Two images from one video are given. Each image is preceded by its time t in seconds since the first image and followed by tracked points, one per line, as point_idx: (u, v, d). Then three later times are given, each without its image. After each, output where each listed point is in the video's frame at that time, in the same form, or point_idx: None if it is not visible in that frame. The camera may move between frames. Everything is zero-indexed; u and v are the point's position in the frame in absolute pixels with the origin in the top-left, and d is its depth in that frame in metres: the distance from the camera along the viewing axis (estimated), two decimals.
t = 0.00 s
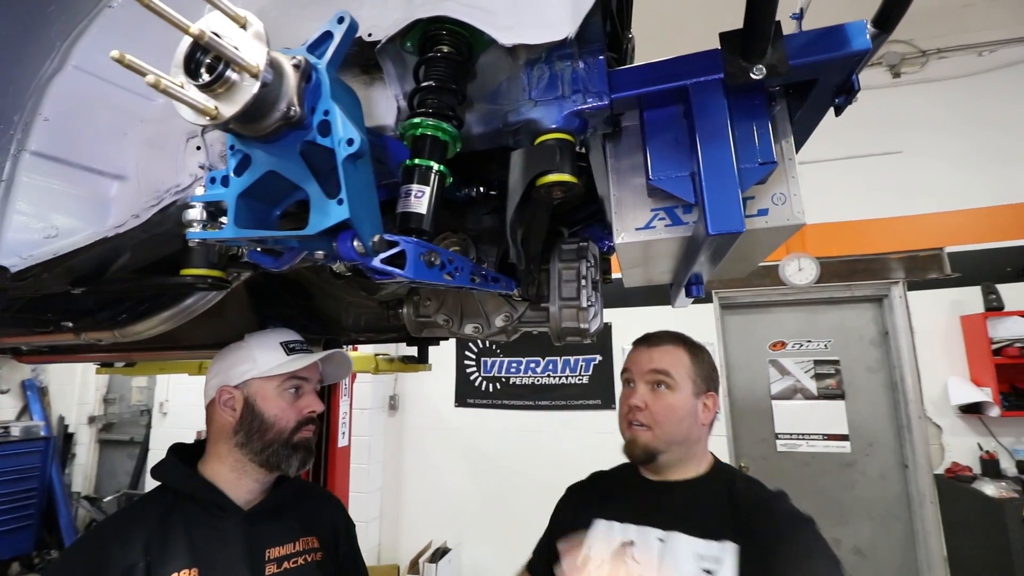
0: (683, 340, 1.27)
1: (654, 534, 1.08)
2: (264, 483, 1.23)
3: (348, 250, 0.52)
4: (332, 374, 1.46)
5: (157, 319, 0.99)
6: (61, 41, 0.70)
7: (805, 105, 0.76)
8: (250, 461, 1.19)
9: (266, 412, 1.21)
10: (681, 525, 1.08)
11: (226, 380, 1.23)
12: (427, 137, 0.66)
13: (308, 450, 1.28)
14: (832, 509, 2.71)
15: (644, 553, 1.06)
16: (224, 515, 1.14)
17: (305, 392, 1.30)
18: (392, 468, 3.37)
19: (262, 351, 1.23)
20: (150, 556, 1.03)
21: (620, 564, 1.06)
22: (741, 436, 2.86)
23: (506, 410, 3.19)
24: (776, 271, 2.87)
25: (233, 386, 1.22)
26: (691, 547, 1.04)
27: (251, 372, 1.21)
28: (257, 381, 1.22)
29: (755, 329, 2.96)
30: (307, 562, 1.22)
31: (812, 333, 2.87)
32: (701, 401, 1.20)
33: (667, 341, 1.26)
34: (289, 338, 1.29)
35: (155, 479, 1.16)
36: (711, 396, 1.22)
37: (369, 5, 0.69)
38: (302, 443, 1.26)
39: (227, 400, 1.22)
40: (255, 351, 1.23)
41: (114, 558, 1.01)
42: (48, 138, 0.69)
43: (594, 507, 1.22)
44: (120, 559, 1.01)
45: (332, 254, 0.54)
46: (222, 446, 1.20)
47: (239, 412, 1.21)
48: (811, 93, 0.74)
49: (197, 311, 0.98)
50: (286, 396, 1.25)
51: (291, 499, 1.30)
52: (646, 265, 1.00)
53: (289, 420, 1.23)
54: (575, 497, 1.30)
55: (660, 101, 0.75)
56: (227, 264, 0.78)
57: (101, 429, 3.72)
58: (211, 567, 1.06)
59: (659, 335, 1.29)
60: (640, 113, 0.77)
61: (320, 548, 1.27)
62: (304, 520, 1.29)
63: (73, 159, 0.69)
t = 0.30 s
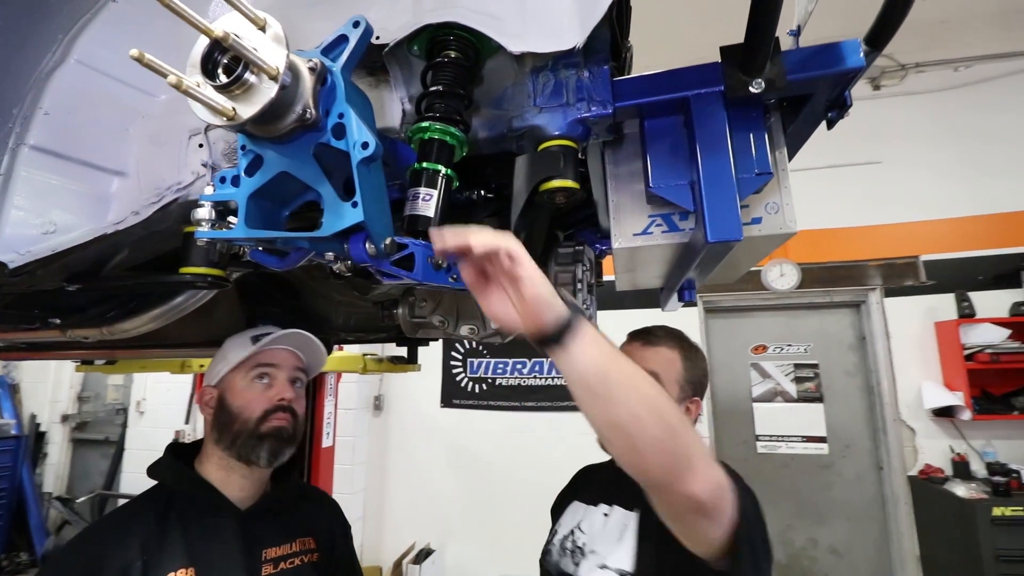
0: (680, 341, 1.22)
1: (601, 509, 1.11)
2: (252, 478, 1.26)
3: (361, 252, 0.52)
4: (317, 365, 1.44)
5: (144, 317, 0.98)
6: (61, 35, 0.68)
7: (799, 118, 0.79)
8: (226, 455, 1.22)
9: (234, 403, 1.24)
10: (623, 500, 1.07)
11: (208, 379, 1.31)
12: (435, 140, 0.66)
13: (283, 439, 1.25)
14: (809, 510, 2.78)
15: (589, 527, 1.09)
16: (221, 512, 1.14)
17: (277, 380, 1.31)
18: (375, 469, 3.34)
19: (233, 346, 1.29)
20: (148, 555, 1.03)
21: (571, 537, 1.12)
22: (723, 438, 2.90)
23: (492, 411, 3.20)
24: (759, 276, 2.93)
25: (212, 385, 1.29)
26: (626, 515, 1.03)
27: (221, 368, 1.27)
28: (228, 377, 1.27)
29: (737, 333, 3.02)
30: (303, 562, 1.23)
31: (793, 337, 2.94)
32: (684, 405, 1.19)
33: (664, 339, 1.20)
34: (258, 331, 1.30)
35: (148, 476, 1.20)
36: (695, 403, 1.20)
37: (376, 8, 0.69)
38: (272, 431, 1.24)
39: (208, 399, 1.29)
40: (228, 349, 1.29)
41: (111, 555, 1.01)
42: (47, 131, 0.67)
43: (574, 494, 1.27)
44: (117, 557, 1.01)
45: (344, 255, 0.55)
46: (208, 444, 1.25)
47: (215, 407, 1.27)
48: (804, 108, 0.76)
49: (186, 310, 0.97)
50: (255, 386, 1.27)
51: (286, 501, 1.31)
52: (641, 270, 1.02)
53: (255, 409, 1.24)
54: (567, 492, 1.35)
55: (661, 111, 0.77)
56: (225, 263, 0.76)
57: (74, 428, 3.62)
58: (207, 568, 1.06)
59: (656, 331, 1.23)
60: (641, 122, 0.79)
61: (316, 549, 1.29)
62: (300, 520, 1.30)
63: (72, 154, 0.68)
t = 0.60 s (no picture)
0: (676, 343, 1.24)
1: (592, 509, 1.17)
2: (250, 478, 1.26)
3: (369, 256, 0.53)
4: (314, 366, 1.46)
5: (136, 318, 0.99)
6: (65, 33, 0.68)
7: (793, 132, 0.81)
8: (219, 452, 1.23)
9: (229, 400, 1.27)
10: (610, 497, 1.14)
11: (206, 380, 1.35)
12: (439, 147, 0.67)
13: (277, 435, 1.26)
14: (793, 512, 2.83)
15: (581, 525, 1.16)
16: (218, 515, 1.16)
17: (272, 377, 1.33)
18: (362, 471, 3.31)
19: (229, 346, 1.33)
20: (142, 557, 1.02)
21: (567, 534, 1.20)
22: (710, 442, 2.94)
23: (481, 413, 3.20)
24: (746, 282, 2.98)
25: (208, 386, 1.33)
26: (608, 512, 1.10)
27: (217, 368, 1.31)
28: (225, 375, 1.31)
29: (724, 337, 3.05)
30: (299, 565, 1.23)
31: (779, 342, 2.99)
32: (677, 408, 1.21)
33: (657, 342, 1.24)
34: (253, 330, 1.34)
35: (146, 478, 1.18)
36: (689, 406, 1.22)
37: (383, 14, 0.69)
38: (267, 426, 1.26)
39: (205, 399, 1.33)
40: (225, 349, 1.33)
41: (104, 557, 0.99)
42: (47, 129, 0.66)
43: (578, 492, 1.34)
44: (110, 559, 1.00)
45: (352, 259, 0.55)
46: (204, 444, 1.26)
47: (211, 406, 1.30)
48: (798, 122, 0.79)
49: (178, 311, 0.98)
50: (250, 384, 1.30)
51: (281, 503, 1.31)
52: (636, 275, 1.04)
53: (249, 405, 1.27)
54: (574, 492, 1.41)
55: (660, 121, 0.78)
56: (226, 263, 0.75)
57: (52, 429, 3.53)
58: (203, 570, 1.06)
59: (652, 335, 1.27)
60: (641, 131, 0.81)
61: (312, 553, 1.29)
62: (294, 523, 1.30)
63: (73, 153, 0.67)
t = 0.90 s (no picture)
0: (666, 341, 1.28)
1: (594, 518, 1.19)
2: (248, 480, 1.23)
3: (372, 256, 0.53)
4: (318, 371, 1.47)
5: (125, 318, 0.98)
6: (60, 26, 0.66)
7: (787, 139, 0.82)
8: (219, 451, 1.20)
9: (230, 399, 1.25)
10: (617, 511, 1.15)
11: (208, 378, 1.32)
12: (440, 148, 0.67)
13: (278, 434, 1.23)
14: (778, 513, 2.87)
15: (584, 533, 1.19)
16: (215, 516, 1.14)
17: (274, 376, 1.31)
18: (350, 473, 3.28)
19: (233, 343, 1.31)
20: (138, 557, 1.00)
21: (570, 542, 1.21)
22: (697, 443, 2.96)
23: (470, 415, 3.20)
24: (733, 286, 3.02)
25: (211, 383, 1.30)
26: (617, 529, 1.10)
27: (220, 366, 1.29)
28: (228, 373, 1.29)
29: (712, 340, 3.09)
30: (295, 567, 1.21)
31: (765, 345, 3.04)
32: (672, 405, 1.23)
33: (647, 339, 1.28)
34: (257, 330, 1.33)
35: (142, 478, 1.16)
36: (683, 402, 1.24)
37: (383, 14, 0.69)
38: (268, 425, 1.23)
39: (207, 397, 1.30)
40: (228, 348, 1.32)
41: (98, 557, 0.98)
42: (39, 122, 0.65)
43: (573, 498, 1.37)
44: (105, 559, 0.98)
45: (354, 259, 0.55)
46: (204, 442, 1.23)
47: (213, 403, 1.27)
48: (792, 130, 0.80)
49: (168, 310, 0.97)
50: (252, 383, 1.28)
51: (280, 503, 1.30)
52: (630, 277, 1.05)
53: (251, 404, 1.24)
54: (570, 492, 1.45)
55: (659, 125, 0.79)
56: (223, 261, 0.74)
57: (31, 429, 3.45)
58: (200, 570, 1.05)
59: (644, 334, 1.31)
60: (639, 136, 0.82)
61: (309, 554, 1.27)
62: (293, 523, 1.29)
63: (66, 148, 0.66)
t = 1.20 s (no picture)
0: (665, 348, 1.33)
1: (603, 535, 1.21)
2: (248, 478, 1.20)
3: (378, 254, 0.53)
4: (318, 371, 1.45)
5: (113, 312, 0.97)
6: (54, 13, 0.65)
7: (782, 143, 0.84)
8: (216, 451, 1.17)
9: (229, 397, 1.22)
10: (628, 531, 1.18)
11: (207, 376, 1.29)
12: (443, 146, 0.67)
13: (277, 434, 1.20)
14: (761, 511, 2.91)
15: (593, 549, 1.21)
16: (214, 513, 1.11)
17: (274, 376, 1.28)
18: (336, 472, 3.24)
19: (233, 342, 1.29)
20: (138, 554, 0.99)
21: (575, 557, 1.24)
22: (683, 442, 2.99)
23: (458, 413, 3.19)
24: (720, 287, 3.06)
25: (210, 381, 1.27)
26: (632, 553, 1.13)
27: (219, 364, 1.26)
28: (227, 371, 1.26)
29: (698, 341, 3.13)
30: (294, 564, 1.20)
31: (750, 346, 3.09)
32: (672, 411, 1.26)
33: (647, 347, 1.33)
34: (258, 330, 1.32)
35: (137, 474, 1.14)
36: (683, 408, 1.27)
37: (387, 11, 0.69)
38: (266, 426, 1.20)
39: (205, 395, 1.27)
40: (228, 345, 1.30)
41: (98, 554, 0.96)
42: (32, 112, 0.63)
43: (566, 506, 1.39)
44: (104, 555, 0.96)
45: (359, 256, 0.55)
46: (200, 441, 1.20)
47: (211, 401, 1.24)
48: (787, 134, 0.82)
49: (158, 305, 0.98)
50: (251, 381, 1.25)
51: (279, 499, 1.28)
52: (624, 278, 1.06)
53: (251, 403, 1.21)
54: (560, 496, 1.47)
55: (658, 128, 0.80)
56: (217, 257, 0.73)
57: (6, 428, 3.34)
58: (199, 568, 1.03)
59: (642, 341, 1.35)
60: (638, 137, 0.82)
61: (306, 551, 1.25)
62: (292, 520, 1.27)
63: (61, 139, 0.65)
